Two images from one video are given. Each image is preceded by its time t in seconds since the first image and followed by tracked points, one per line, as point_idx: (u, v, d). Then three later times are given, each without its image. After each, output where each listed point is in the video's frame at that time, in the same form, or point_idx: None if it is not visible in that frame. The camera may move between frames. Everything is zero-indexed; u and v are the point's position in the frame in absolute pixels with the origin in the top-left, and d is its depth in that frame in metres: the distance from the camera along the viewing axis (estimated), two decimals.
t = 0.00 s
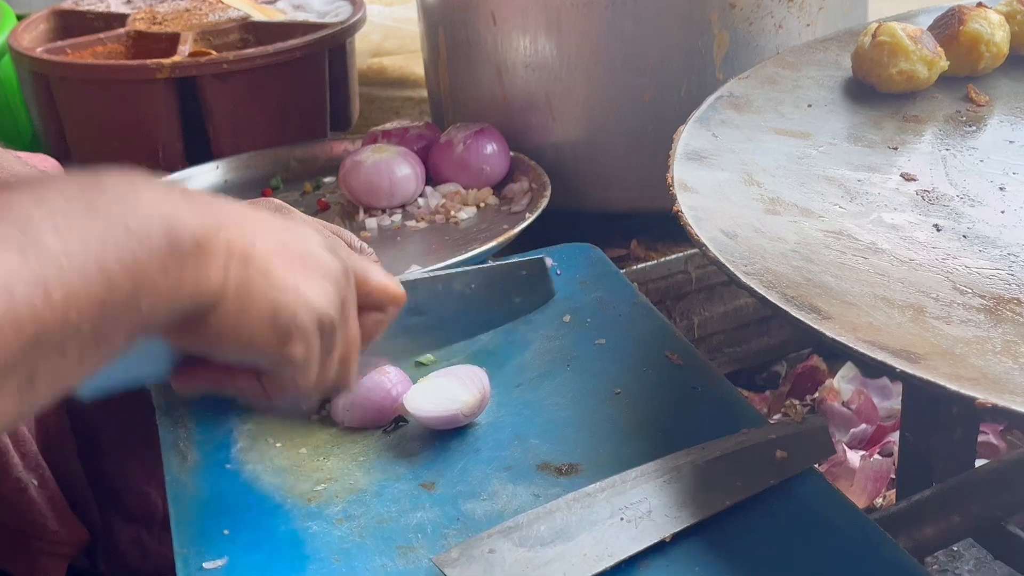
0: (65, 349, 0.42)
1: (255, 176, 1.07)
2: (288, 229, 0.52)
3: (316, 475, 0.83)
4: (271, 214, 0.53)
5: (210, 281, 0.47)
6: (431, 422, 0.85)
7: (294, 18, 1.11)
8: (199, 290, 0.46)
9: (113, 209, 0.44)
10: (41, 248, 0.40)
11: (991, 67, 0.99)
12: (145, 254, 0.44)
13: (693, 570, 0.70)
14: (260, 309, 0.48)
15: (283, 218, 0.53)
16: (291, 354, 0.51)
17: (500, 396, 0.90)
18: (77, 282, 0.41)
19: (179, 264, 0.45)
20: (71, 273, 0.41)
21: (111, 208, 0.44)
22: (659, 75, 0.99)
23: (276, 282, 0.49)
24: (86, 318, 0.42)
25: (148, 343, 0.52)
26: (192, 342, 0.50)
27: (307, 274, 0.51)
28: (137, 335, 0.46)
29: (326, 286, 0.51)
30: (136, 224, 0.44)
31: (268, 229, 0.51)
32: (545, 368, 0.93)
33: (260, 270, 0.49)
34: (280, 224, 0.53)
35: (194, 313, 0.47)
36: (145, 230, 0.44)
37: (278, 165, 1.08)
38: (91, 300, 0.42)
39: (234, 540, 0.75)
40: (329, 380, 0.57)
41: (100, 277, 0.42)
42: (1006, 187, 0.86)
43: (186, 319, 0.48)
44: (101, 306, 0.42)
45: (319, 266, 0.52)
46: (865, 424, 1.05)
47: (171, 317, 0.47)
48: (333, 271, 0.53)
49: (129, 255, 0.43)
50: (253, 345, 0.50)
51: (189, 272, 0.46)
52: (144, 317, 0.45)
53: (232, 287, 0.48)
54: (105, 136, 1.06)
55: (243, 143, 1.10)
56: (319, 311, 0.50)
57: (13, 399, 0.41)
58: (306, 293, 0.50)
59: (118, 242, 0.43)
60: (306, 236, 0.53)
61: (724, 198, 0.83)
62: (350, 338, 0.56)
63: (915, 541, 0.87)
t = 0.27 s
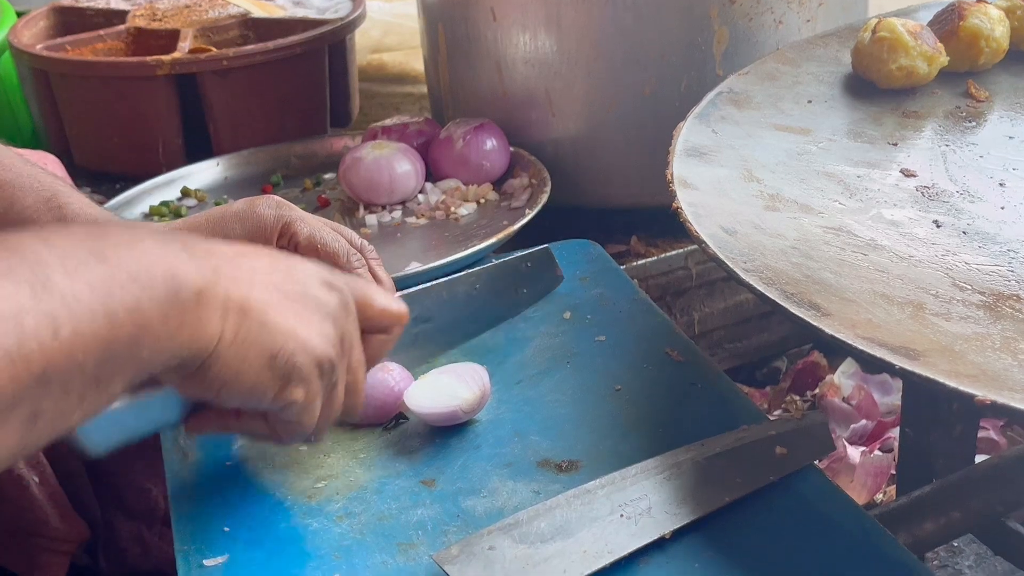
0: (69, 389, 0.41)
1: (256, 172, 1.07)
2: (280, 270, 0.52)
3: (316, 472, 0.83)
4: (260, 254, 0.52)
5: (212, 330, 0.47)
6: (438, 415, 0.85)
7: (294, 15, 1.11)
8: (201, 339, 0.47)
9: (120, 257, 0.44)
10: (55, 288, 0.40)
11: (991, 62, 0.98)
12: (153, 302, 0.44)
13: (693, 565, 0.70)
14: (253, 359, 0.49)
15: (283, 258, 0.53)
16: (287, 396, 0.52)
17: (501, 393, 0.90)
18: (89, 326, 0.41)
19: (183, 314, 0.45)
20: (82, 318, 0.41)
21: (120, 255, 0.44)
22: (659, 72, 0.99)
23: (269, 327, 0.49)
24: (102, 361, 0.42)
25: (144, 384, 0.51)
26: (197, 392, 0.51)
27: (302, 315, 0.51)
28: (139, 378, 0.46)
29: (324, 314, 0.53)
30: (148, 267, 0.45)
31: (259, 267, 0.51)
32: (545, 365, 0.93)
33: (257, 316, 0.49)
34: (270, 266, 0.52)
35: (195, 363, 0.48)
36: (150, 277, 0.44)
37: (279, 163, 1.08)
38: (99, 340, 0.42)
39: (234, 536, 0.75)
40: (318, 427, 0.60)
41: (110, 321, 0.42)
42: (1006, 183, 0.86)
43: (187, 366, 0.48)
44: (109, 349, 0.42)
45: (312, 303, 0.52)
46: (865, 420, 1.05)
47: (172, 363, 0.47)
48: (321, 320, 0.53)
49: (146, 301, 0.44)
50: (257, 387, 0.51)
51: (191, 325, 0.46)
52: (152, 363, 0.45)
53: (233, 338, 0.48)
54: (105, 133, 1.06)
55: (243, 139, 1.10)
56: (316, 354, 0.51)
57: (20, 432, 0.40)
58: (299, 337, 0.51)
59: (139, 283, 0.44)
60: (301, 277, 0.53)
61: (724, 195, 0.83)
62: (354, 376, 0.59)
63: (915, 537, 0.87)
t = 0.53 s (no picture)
0: (84, 402, 0.49)
1: (265, 177, 1.11)
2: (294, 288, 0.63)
3: (324, 467, 0.86)
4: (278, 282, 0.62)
5: (215, 351, 0.55)
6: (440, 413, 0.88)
7: (301, 25, 1.15)
8: (209, 360, 0.54)
9: (133, 278, 0.52)
10: (72, 308, 0.48)
11: (974, 69, 1.02)
12: (160, 324, 0.51)
13: (686, 557, 0.74)
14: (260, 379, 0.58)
15: (298, 278, 0.64)
16: (294, 412, 0.62)
17: (501, 391, 0.94)
18: (100, 343, 0.48)
19: (193, 335, 0.53)
20: (97, 336, 0.48)
21: (134, 281, 0.52)
22: (653, 79, 1.03)
23: (277, 352, 0.58)
24: (112, 382, 0.50)
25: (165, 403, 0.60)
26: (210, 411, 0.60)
27: (310, 339, 0.61)
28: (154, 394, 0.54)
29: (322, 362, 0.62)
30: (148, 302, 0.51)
31: (272, 300, 0.60)
32: (544, 364, 0.96)
33: (264, 339, 0.58)
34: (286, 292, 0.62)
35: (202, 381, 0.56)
36: (161, 302, 0.52)
37: (287, 168, 1.12)
38: (109, 358, 0.49)
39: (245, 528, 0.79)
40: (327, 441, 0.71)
41: (121, 343, 0.49)
42: (989, 186, 0.89)
43: (193, 383, 0.56)
44: (120, 368, 0.50)
45: (323, 325, 0.62)
46: (854, 416, 1.08)
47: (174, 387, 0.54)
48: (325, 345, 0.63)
49: (151, 325, 0.51)
50: (262, 406, 0.60)
51: (195, 343, 0.53)
52: (160, 384, 0.53)
53: (230, 360, 0.56)
54: (120, 140, 1.10)
55: (253, 146, 1.14)
56: (318, 372, 0.61)
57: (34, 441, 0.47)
58: (303, 358, 0.60)
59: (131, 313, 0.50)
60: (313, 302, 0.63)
61: (716, 200, 0.87)
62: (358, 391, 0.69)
63: (901, 528, 0.90)
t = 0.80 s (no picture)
0: (129, 321, 0.54)
1: (290, 193, 1.23)
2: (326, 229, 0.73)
3: (345, 451, 0.98)
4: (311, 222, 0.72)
5: (254, 259, 0.62)
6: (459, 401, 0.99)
7: (322, 55, 1.28)
8: (247, 267, 0.62)
9: (161, 200, 0.58)
10: (99, 234, 0.53)
11: (924, 95, 1.13)
12: (193, 235, 0.58)
13: (666, 530, 0.86)
14: (303, 287, 0.67)
15: (326, 227, 0.74)
16: (333, 324, 0.71)
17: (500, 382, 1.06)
18: (136, 266, 0.54)
19: (226, 242, 0.60)
20: (132, 259, 0.54)
21: (161, 200, 0.57)
22: (637, 103, 1.15)
23: (313, 262, 0.68)
24: (152, 298, 0.55)
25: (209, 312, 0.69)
26: (251, 321, 0.69)
27: (342, 260, 0.71)
28: (193, 313, 0.60)
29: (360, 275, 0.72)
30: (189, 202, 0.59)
31: (305, 227, 0.69)
32: (540, 359, 1.08)
33: (301, 252, 0.67)
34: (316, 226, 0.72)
35: (248, 289, 0.64)
36: (193, 219, 0.58)
37: (309, 185, 1.24)
38: (146, 277, 0.54)
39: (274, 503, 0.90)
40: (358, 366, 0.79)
41: (157, 260, 0.55)
42: (937, 199, 1.01)
43: (239, 292, 0.63)
44: (162, 280, 0.56)
45: (351, 258, 0.72)
46: (817, 404, 1.20)
47: (222, 292, 0.61)
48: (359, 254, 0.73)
49: (186, 237, 0.57)
50: (303, 312, 0.69)
51: (233, 247, 0.60)
52: (201, 294, 0.59)
53: (273, 265, 0.64)
54: (160, 159, 1.22)
55: (278, 164, 1.26)
56: (355, 286, 0.71)
57: (87, 361, 0.53)
58: (341, 270, 0.70)
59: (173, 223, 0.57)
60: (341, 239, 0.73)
61: (695, 211, 0.98)
62: (382, 326, 0.79)
63: (856, 503, 1.01)
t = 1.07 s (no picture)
0: (188, 367, 0.56)
1: (316, 211, 1.40)
2: (354, 277, 0.77)
3: (364, 437, 1.12)
4: (342, 272, 0.76)
5: (300, 320, 0.66)
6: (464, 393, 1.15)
7: (344, 89, 1.47)
8: (291, 328, 0.65)
9: (224, 264, 0.61)
10: (173, 291, 0.55)
11: (869, 123, 1.30)
12: (248, 299, 0.60)
13: (643, 503, 0.99)
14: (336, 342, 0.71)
15: (354, 274, 0.78)
16: (360, 373, 0.77)
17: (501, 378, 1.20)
18: (199, 319, 0.56)
19: (279, 306, 0.63)
20: (197, 312, 0.56)
21: (223, 263, 0.60)
22: (619, 131, 1.32)
23: (348, 319, 0.72)
24: (212, 345, 0.58)
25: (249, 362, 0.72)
26: (290, 368, 0.72)
27: (368, 313, 0.76)
28: (244, 359, 0.63)
29: (385, 308, 0.79)
30: (247, 275, 0.61)
31: (342, 285, 0.74)
32: (535, 356, 1.23)
33: (335, 313, 0.71)
34: (345, 274, 0.77)
35: (293, 346, 0.68)
36: (249, 280, 0.61)
37: (333, 203, 1.42)
38: (209, 326, 0.57)
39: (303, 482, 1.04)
40: (380, 399, 0.84)
41: (216, 316, 0.58)
42: (880, 215, 1.17)
43: (280, 347, 0.67)
44: (218, 336, 0.58)
45: (379, 305, 0.78)
46: (777, 392, 1.37)
47: (272, 345, 0.65)
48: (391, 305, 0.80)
49: (248, 300, 0.60)
50: (338, 364, 0.74)
51: (284, 314, 0.64)
52: (251, 347, 0.62)
53: (313, 325, 0.68)
54: (203, 180, 1.40)
55: (306, 184, 1.44)
56: (378, 339, 0.76)
57: (147, 400, 0.55)
58: (369, 328, 0.75)
59: (243, 283, 0.60)
60: (369, 285, 0.79)
61: (671, 225, 1.12)
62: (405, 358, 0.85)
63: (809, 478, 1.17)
